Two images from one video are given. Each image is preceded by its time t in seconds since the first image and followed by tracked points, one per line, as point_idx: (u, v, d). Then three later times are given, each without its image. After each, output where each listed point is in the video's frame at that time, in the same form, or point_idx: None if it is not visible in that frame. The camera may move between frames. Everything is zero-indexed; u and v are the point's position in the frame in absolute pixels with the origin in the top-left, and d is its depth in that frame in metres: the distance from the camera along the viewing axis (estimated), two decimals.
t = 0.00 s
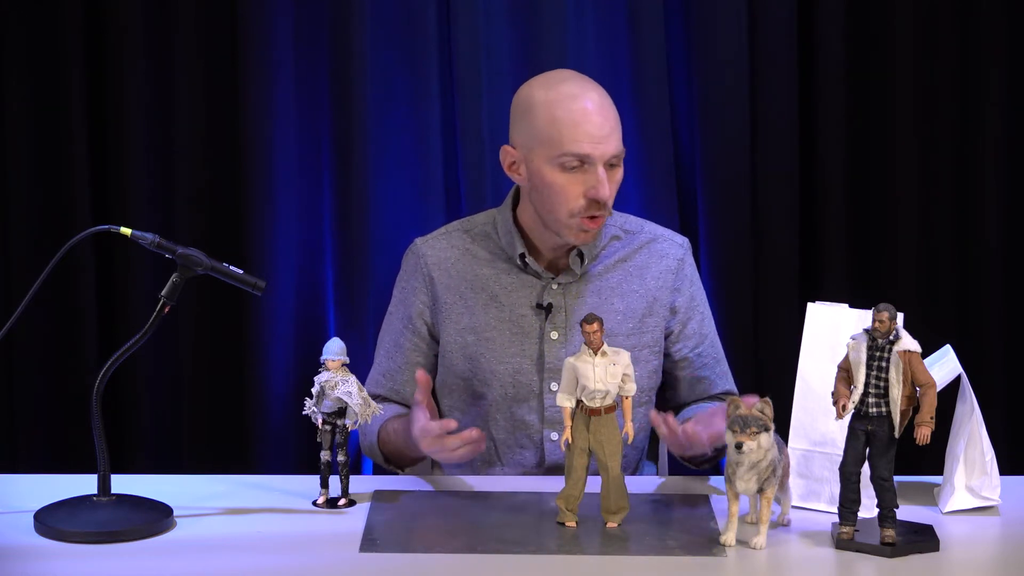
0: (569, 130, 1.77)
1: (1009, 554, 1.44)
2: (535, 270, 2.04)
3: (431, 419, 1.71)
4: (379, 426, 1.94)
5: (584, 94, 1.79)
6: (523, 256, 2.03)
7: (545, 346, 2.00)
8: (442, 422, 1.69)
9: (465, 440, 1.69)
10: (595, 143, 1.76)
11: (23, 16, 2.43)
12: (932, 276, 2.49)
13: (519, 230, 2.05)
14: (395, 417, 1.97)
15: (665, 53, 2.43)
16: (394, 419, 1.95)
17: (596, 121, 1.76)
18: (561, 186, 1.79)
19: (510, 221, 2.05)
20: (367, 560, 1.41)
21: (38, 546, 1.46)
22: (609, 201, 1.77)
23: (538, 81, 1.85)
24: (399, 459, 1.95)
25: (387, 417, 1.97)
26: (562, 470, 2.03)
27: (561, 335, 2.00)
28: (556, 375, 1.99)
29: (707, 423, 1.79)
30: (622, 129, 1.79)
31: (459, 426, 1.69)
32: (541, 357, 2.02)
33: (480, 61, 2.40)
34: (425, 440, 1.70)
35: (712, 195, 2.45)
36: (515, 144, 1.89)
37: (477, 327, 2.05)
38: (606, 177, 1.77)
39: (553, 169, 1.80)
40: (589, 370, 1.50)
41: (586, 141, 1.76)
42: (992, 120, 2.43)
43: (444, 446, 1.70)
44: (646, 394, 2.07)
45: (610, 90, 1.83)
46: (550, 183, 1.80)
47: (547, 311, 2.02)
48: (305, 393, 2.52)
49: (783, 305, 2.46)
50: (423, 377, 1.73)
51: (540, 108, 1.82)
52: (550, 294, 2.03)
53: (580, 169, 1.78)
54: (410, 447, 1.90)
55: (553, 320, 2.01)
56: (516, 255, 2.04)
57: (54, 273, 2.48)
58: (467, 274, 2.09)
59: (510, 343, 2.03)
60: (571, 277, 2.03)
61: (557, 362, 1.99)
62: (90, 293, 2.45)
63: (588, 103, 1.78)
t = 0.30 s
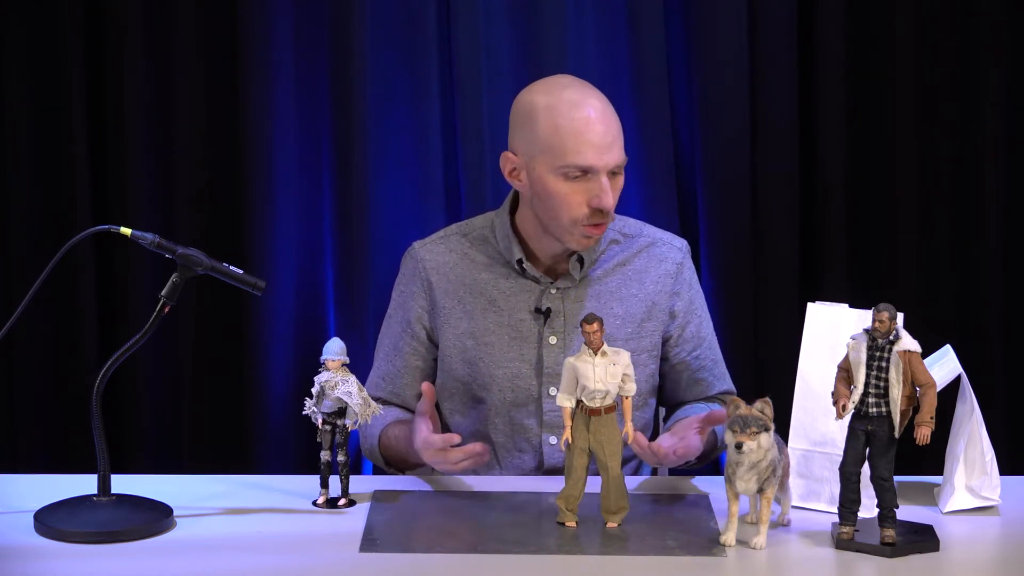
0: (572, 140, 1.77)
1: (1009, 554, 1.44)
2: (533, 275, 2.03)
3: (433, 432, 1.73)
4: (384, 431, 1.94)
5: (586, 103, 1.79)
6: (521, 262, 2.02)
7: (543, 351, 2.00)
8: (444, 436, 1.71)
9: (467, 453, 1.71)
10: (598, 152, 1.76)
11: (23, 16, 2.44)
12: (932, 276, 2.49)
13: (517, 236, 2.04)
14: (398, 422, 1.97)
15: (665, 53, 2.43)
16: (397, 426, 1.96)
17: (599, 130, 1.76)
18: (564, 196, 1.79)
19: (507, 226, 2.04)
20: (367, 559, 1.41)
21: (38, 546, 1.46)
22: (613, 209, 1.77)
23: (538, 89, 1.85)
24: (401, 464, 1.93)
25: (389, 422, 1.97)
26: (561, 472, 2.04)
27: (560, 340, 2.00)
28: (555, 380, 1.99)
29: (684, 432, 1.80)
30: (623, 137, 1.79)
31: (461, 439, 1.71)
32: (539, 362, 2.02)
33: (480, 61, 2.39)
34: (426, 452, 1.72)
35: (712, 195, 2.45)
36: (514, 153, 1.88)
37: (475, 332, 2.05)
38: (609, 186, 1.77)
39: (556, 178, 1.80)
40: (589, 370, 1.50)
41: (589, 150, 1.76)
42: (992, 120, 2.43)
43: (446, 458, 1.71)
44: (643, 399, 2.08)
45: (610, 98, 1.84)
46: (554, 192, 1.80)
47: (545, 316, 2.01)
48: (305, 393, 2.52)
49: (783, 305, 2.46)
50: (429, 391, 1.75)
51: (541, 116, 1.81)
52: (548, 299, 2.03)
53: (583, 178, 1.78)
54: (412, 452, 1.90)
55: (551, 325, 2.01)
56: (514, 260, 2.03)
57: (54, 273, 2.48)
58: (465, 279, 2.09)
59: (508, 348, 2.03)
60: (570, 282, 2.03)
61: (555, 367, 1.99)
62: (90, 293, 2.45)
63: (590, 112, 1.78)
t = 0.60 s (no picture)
0: (572, 136, 1.77)
1: (1009, 554, 1.44)
2: (530, 275, 2.03)
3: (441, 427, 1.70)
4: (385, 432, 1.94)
5: (586, 102, 1.79)
6: (519, 263, 2.03)
7: (541, 352, 2.00)
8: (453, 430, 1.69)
9: (476, 447, 1.70)
10: (598, 149, 1.76)
11: (23, 16, 2.44)
12: (932, 276, 2.49)
13: (516, 237, 2.05)
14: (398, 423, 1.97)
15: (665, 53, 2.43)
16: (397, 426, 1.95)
17: (599, 128, 1.76)
18: (564, 194, 1.79)
19: (505, 226, 2.05)
20: (367, 560, 1.41)
21: (38, 547, 1.46)
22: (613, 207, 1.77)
23: (539, 87, 1.85)
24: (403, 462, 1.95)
25: (389, 423, 1.97)
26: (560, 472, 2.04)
27: (558, 340, 2.00)
28: (553, 381, 1.99)
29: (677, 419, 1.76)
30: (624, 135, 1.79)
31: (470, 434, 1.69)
32: (537, 363, 2.02)
33: (480, 61, 2.39)
34: (432, 447, 1.70)
35: (712, 195, 2.45)
36: (515, 151, 1.89)
37: (473, 333, 2.05)
38: (608, 183, 1.77)
39: (556, 175, 1.80)
40: (589, 370, 1.50)
41: (588, 147, 1.76)
42: (992, 120, 2.43)
43: (454, 454, 1.70)
44: (641, 399, 2.08)
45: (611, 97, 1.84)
46: (553, 189, 1.80)
47: (543, 316, 2.02)
48: (305, 393, 2.52)
49: (783, 305, 2.46)
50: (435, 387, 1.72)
51: (542, 114, 1.81)
52: (546, 298, 2.03)
53: (582, 175, 1.78)
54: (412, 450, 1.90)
55: (549, 325, 2.01)
56: (512, 261, 2.03)
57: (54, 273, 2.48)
58: (463, 279, 2.09)
59: (506, 349, 2.03)
60: (568, 283, 2.03)
61: (553, 368, 1.99)
62: (90, 293, 2.45)
63: (590, 109, 1.78)
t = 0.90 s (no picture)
0: (555, 132, 1.77)
1: (1009, 554, 1.44)
2: (523, 276, 2.04)
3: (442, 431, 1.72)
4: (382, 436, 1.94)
5: (573, 98, 1.79)
6: (510, 262, 2.02)
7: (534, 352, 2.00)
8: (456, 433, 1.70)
9: (477, 452, 1.70)
10: (580, 146, 1.76)
11: (23, 15, 2.44)
12: (931, 276, 2.49)
13: (506, 236, 2.05)
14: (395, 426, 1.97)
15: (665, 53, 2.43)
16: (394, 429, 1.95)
17: (583, 125, 1.77)
18: (546, 190, 1.80)
19: (496, 227, 2.04)
20: (367, 560, 1.41)
21: (37, 546, 1.46)
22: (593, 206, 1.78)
23: (529, 82, 1.85)
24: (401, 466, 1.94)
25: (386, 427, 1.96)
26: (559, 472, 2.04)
27: (551, 341, 2.00)
28: (547, 381, 1.99)
29: (664, 416, 1.76)
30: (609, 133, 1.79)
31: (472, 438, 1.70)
32: (530, 363, 2.02)
33: (480, 61, 2.40)
34: (433, 450, 1.71)
35: (712, 195, 2.45)
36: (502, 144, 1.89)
37: (467, 334, 2.06)
38: (589, 181, 1.77)
39: (538, 171, 1.80)
40: (589, 370, 1.50)
41: (570, 144, 1.76)
42: (992, 121, 2.43)
43: (456, 458, 1.71)
44: (639, 398, 2.08)
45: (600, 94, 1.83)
46: (535, 185, 1.81)
47: (536, 316, 2.02)
48: (305, 393, 2.52)
49: (783, 306, 2.46)
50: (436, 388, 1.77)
51: (527, 109, 1.81)
52: (538, 299, 2.03)
53: (564, 172, 1.79)
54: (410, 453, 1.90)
55: (542, 325, 2.01)
56: (503, 261, 2.03)
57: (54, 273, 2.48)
58: (456, 280, 2.09)
59: (500, 349, 2.03)
60: (560, 282, 2.03)
61: (547, 368, 1.98)
62: (89, 293, 2.45)
63: (576, 106, 1.78)
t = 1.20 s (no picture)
0: (517, 117, 1.83)
1: (1009, 555, 1.44)
2: (514, 278, 2.04)
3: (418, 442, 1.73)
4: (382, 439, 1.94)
5: (540, 85, 1.85)
6: (501, 265, 2.03)
7: (528, 353, 2.01)
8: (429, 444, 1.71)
9: (450, 459, 1.70)
10: (541, 131, 1.83)
11: (23, 15, 2.44)
12: (931, 276, 2.49)
13: (496, 240, 2.05)
14: (394, 428, 1.97)
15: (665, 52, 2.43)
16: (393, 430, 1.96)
17: (546, 111, 1.83)
18: (506, 172, 1.86)
19: (486, 230, 2.04)
20: (367, 560, 1.41)
21: (37, 547, 1.46)
22: (552, 190, 1.84)
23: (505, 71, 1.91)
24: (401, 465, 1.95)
25: (385, 430, 1.96)
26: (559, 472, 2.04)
27: (544, 342, 2.01)
28: (541, 383, 2.00)
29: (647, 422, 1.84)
30: (574, 120, 1.85)
31: (444, 446, 1.71)
32: (524, 365, 2.02)
33: (480, 61, 2.39)
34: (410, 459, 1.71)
35: (712, 195, 2.45)
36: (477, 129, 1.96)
37: (460, 338, 2.05)
38: (547, 167, 1.83)
39: (500, 154, 1.87)
40: (589, 370, 1.50)
41: (529, 130, 1.83)
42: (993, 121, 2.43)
43: (429, 466, 1.70)
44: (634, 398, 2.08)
45: (572, 83, 1.88)
46: (496, 168, 1.87)
47: (528, 318, 2.02)
48: (305, 393, 2.52)
49: (783, 306, 2.46)
50: (410, 402, 1.75)
51: (495, 96, 1.88)
52: (531, 301, 2.03)
53: (524, 157, 1.85)
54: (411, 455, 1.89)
55: (535, 327, 2.01)
56: (494, 263, 2.04)
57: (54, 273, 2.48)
58: (448, 284, 2.09)
59: (494, 352, 2.03)
60: (551, 283, 2.03)
61: (541, 370, 2.00)
62: (89, 293, 2.45)
63: (541, 93, 1.84)
